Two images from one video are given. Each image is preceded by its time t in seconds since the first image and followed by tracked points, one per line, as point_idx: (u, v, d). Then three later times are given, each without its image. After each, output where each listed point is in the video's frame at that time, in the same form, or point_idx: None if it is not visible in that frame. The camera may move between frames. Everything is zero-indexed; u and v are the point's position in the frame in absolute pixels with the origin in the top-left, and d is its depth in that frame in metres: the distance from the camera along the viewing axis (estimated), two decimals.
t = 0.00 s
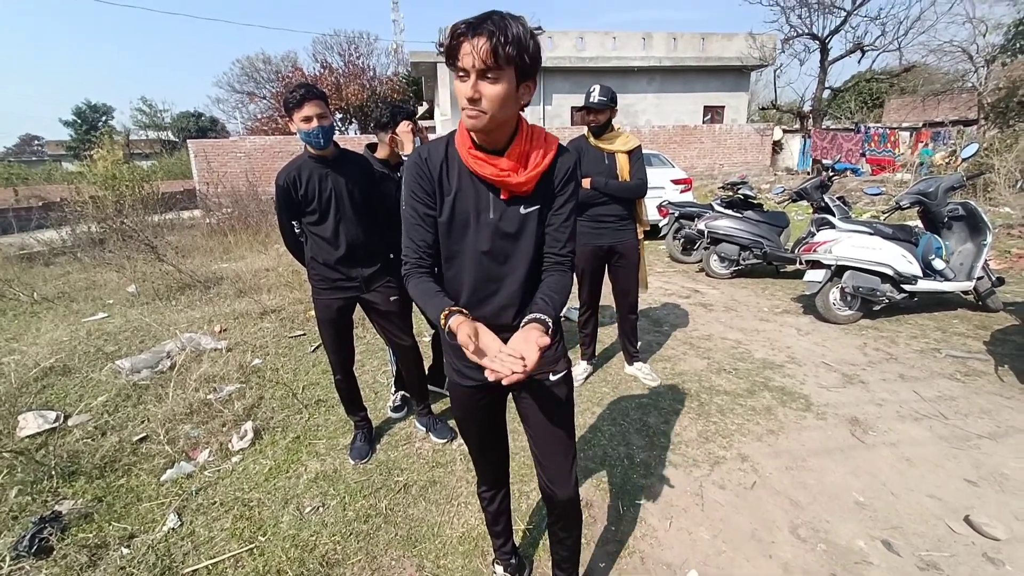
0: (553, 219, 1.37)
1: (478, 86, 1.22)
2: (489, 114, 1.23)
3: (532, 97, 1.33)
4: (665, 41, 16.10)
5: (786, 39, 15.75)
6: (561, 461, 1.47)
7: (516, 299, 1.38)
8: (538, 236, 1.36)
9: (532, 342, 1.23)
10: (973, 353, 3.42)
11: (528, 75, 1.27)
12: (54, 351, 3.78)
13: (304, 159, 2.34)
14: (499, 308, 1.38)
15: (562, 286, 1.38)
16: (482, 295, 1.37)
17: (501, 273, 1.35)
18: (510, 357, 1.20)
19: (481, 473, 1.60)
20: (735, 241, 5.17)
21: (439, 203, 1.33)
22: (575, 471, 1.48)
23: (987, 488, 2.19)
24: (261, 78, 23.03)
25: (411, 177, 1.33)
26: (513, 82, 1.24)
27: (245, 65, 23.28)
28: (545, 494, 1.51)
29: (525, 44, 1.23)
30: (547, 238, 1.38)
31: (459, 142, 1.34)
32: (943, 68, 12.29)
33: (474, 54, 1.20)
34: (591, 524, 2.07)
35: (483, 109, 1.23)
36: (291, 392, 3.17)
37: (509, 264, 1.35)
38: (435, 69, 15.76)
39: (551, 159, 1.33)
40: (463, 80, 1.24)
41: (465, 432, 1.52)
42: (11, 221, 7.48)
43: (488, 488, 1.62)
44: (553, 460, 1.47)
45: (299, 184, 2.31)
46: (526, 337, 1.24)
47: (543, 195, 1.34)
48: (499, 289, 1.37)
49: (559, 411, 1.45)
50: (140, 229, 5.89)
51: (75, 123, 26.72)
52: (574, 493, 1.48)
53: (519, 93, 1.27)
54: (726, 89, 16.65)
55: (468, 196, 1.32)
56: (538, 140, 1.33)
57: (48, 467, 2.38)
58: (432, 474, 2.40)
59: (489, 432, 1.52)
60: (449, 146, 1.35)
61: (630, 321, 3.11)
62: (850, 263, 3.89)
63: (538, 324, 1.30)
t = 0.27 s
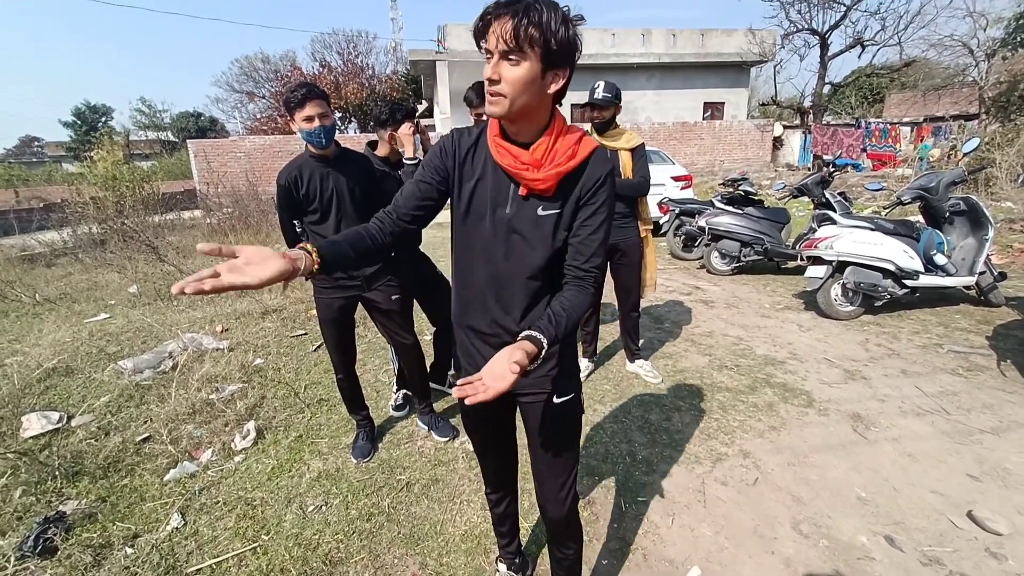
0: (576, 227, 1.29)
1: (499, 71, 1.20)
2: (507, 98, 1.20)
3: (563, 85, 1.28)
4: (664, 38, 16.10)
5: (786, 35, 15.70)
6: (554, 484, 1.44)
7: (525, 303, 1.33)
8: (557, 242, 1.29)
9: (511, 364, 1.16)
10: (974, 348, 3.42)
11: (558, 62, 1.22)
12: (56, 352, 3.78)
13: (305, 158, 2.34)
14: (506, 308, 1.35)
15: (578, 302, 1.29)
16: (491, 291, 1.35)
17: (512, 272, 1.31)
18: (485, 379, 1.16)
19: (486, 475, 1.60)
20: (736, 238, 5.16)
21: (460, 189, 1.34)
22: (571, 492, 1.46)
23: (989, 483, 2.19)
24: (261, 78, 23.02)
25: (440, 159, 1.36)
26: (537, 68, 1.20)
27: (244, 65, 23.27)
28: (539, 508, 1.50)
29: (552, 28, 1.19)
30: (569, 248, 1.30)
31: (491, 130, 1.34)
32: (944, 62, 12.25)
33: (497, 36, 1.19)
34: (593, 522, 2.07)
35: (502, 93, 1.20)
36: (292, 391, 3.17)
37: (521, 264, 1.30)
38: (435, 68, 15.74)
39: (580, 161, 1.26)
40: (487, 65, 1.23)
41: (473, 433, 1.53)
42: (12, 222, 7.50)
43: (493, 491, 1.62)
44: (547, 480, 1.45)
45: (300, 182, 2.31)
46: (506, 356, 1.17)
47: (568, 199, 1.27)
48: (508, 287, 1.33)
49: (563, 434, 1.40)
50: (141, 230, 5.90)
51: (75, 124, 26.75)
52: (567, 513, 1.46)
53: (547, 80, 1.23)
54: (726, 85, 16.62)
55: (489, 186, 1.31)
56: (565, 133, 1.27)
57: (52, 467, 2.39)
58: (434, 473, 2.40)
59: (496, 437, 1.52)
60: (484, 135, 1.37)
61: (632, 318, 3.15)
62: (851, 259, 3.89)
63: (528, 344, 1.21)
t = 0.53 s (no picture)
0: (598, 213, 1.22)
1: (509, 38, 1.13)
2: (517, 67, 1.13)
3: (582, 53, 1.19)
4: (655, 27, 16.03)
5: (776, 23, 15.68)
6: (562, 480, 1.43)
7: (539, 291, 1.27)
8: (575, 227, 1.22)
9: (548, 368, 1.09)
10: (963, 333, 3.46)
11: (576, 28, 1.14)
12: (46, 353, 3.75)
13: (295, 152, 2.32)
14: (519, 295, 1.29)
15: (599, 293, 1.22)
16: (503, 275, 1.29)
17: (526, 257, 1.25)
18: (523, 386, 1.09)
19: (484, 479, 1.57)
20: (728, 227, 5.17)
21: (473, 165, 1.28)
22: (579, 483, 1.45)
23: (978, 465, 2.22)
24: (248, 72, 22.75)
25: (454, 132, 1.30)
26: (551, 33, 1.12)
27: (231, 59, 22.97)
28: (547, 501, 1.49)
29: None
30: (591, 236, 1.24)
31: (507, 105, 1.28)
32: (933, 49, 12.29)
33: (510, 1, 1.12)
34: (589, 512, 2.08)
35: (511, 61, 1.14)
36: (287, 388, 3.16)
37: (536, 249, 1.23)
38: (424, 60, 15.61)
39: (600, 139, 1.18)
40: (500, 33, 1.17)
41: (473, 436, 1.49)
42: None
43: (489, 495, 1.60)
44: (554, 477, 1.43)
45: (290, 177, 2.27)
46: (543, 359, 1.09)
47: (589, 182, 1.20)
48: (521, 273, 1.26)
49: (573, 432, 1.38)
50: (129, 228, 5.83)
51: (60, 122, 26.34)
52: (575, 502, 1.46)
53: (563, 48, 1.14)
54: (717, 74, 16.60)
55: (504, 164, 1.25)
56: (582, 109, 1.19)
57: (44, 469, 2.37)
58: (430, 466, 2.40)
59: (497, 438, 1.48)
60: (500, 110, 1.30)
61: (625, 309, 3.14)
62: (842, 246, 3.91)
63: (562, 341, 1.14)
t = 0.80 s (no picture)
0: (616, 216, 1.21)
1: (528, 33, 1.12)
2: (536, 64, 1.13)
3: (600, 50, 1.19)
4: (659, 32, 16.05)
5: (781, 28, 15.69)
6: (570, 483, 1.44)
7: (554, 295, 1.26)
8: (592, 231, 1.21)
9: (648, 375, 1.07)
10: (967, 341, 3.44)
11: (596, 23, 1.14)
12: (49, 350, 3.76)
13: (302, 152, 2.32)
14: (532, 300, 1.28)
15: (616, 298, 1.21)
16: (517, 279, 1.29)
17: (540, 261, 1.24)
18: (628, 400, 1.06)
19: (487, 484, 1.57)
20: (731, 232, 5.16)
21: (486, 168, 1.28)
22: (585, 488, 1.46)
23: (981, 474, 2.21)
24: (254, 72, 22.85)
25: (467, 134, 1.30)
26: (570, 28, 1.12)
27: (237, 59, 23.08)
28: (552, 504, 1.50)
29: None
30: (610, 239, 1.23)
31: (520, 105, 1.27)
32: (938, 56, 12.28)
33: None
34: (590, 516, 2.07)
35: (531, 58, 1.13)
36: (289, 387, 3.16)
37: (551, 253, 1.23)
38: (429, 62, 15.66)
39: (617, 139, 1.17)
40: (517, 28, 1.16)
41: (480, 441, 1.50)
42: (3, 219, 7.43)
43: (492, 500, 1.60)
44: (561, 481, 1.44)
45: (296, 176, 2.29)
46: (639, 367, 1.07)
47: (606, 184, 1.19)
48: (535, 277, 1.26)
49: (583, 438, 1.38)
50: (133, 226, 5.85)
51: (65, 119, 26.49)
52: (582, 505, 1.47)
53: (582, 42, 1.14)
54: (721, 79, 16.61)
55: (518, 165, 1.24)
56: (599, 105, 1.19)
57: (46, 465, 2.37)
58: (431, 468, 2.40)
59: (503, 443, 1.49)
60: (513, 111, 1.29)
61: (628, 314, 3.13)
62: (845, 253, 3.90)
63: (644, 345, 1.13)
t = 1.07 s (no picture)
0: (623, 218, 1.22)
1: (570, 40, 1.10)
2: (581, 73, 1.12)
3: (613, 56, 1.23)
4: (660, 31, 16.05)
5: (781, 28, 15.68)
6: (573, 484, 1.44)
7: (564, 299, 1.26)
8: (601, 234, 1.21)
9: (603, 384, 1.07)
10: (967, 341, 3.44)
11: (615, 32, 1.17)
12: (50, 348, 3.76)
13: (303, 151, 2.32)
14: (541, 305, 1.28)
15: (625, 298, 1.23)
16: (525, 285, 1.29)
17: (548, 267, 1.24)
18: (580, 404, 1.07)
19: (489, 485, 1.57)
20: (731, 232, 5.16)
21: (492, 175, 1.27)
22: (587, 488, 1.46)
23: (981, 475, 2.21)
24: (254, 71, 22.83)
25: (471, 141, 1.30)
26: (606, 35, 1.13)
27: (237, 58, 23.05)
28: (554, 504, 1.50)
29: None
30: (617, 240, 1.24)
31: (525, 111, 1.26)
32: (938, 56, 12.27)
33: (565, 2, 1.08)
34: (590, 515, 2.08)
35: (575, 67, 1.11)
36: (288, 387, 3.16)
37: (559, 257, 1.23)
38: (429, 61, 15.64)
39: (628, 141, 1.18)
40: (548, 35, 1.12)
41: (482, 442, 1.50)
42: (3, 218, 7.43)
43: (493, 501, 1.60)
44: (564, 482, 1.44)
45: (297, 176, 2.29)
46: (599, 374, 1.08)
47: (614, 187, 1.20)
48: (544, 282, 1.26)
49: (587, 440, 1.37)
50: (133, 224, 5.85)
51: (65, 118, 26.49)
52: (584, 505, 1.47)
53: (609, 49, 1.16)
54: (721, 78, 16.60)
55: (524, 171, 1.23)
56: (620, 110, 1.20)
57: (46, 464, 2.38)
58: (431, 467, 2.40)
59: (505, 444, 1.49)
60: (517, 117, 1.29)
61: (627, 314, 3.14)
62: (846, 253, 3.89)
63: (608, 352, 1.14)
